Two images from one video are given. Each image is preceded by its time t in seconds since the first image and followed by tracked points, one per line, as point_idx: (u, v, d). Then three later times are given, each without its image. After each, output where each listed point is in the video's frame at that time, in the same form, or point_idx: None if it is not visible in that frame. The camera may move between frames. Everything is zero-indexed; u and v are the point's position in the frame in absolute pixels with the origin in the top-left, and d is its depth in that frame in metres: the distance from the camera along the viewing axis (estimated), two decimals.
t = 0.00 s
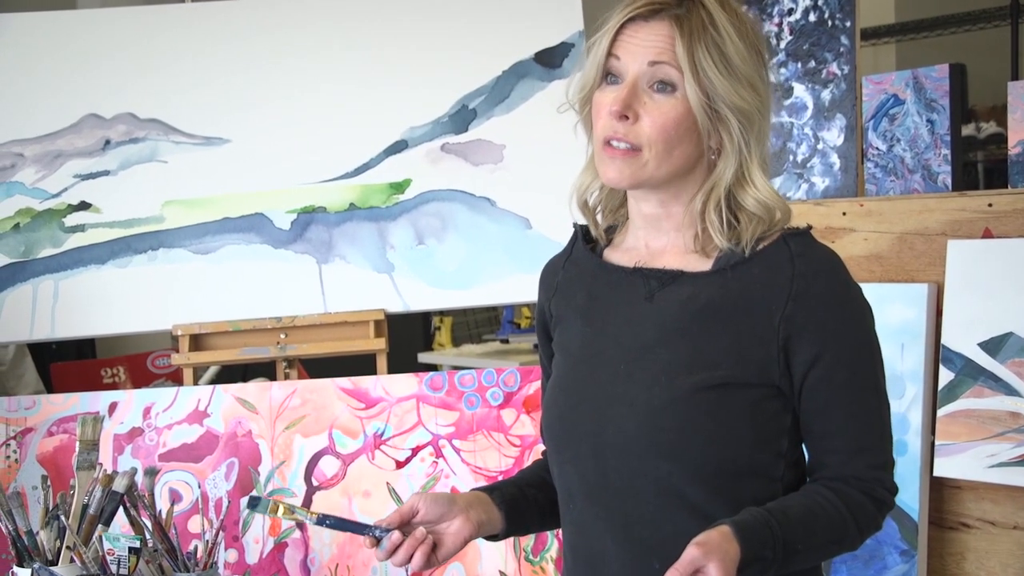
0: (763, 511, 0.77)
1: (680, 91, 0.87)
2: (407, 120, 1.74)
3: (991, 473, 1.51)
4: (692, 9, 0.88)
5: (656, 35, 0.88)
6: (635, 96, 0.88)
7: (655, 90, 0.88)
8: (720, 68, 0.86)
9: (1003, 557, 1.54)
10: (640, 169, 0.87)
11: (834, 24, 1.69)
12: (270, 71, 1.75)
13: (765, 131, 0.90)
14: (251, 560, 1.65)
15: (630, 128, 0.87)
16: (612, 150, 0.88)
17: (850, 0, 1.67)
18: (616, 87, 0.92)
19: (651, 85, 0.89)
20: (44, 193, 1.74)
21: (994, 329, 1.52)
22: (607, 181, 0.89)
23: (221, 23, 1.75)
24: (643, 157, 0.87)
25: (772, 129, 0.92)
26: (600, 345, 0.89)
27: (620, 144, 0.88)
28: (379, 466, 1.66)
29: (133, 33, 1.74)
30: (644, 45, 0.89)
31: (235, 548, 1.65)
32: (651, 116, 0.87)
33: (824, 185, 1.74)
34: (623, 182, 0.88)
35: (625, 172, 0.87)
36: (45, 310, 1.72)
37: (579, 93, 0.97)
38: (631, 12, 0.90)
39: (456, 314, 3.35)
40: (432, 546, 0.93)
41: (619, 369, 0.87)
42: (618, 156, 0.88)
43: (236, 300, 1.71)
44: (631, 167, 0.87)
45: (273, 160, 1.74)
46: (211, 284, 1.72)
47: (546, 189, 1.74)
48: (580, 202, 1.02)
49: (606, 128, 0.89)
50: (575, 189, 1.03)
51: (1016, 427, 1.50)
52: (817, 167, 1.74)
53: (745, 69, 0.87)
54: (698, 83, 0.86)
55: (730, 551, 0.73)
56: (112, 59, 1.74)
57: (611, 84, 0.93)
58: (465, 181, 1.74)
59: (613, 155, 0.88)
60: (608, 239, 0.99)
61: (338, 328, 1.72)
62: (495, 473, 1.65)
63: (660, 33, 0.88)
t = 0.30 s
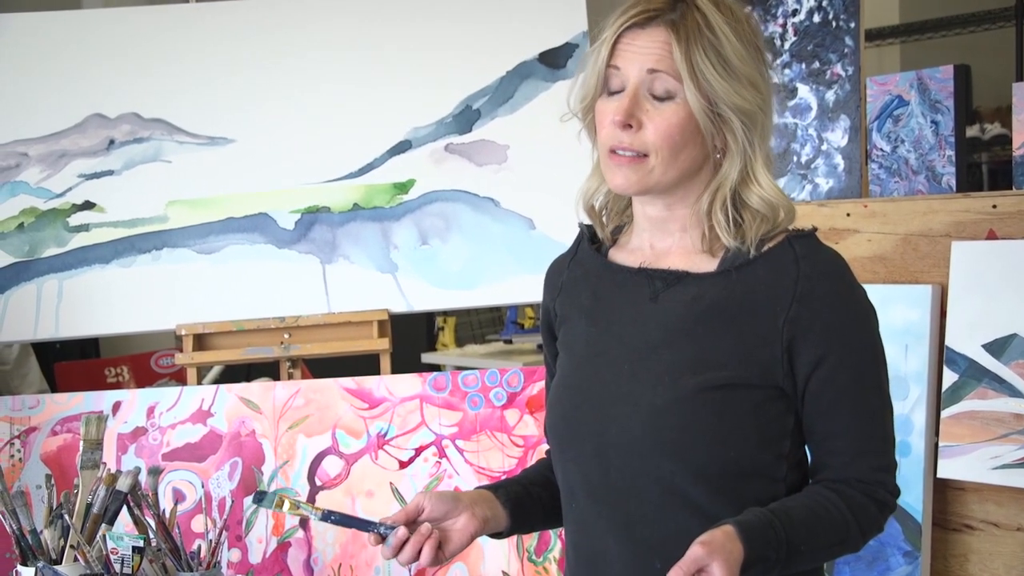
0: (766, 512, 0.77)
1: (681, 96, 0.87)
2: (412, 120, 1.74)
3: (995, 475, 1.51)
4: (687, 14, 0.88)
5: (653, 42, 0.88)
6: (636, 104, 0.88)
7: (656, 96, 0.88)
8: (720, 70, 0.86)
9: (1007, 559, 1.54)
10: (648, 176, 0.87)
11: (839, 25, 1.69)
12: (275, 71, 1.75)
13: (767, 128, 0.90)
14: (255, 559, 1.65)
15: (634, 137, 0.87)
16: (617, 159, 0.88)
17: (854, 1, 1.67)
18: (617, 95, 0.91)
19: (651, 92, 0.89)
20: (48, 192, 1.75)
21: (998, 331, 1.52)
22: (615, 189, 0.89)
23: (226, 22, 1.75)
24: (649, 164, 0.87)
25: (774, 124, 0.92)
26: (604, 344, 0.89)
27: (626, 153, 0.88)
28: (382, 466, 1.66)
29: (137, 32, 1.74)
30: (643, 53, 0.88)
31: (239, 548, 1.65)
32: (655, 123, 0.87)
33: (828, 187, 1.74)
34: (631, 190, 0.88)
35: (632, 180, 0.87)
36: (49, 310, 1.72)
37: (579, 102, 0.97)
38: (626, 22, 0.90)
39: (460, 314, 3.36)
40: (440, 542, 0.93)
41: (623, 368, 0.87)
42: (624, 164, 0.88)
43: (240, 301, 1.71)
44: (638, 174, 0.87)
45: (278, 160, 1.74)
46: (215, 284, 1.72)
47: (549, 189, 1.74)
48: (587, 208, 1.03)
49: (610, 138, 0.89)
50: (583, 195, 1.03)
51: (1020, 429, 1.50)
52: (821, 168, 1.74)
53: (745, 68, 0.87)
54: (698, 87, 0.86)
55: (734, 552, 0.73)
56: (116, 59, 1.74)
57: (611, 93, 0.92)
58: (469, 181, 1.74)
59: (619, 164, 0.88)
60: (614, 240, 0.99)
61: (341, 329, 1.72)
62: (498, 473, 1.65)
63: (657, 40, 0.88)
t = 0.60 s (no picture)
0: (774, 512, 0.77)
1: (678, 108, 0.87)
2: (414, 120, 1.74)
3: (999, 476, 1.50)
4: (672, 24, 0.87)
5: (643, 56, 0.88)
6: (635, 120, 0.88)
7: (653, 110, 0.88)
8: (711, 76, 0.86)
9: (1010, 559, 1.54)
10: (657, 190, 0.87)
11: (843, 25, 1.69)
12: (278, 70, 1.75)
13: (768, 123, 0.90)
14: (258, 559, 1.65)
15: (638, 153, 0.87)
16: (626, 177, 0.89)
17: (858, 1, 1.67)
18: (615, 112, 0.91)
19: (648, 107, 0.88)
20: (52, 192, 1.75)
21: (1002, 331, 1.51)
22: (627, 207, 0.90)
23: (228, 22, 1.75)
24: (656, 178, 0.87)
25: (775, 117, 0.92)
26: (611, 344, 0.89)
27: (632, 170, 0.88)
28: (385, 465, 1.66)
29: (140, 32, 1.74)
30: (634, 69, 0.88)
31: (242, 547, 1.65)
32: (655, 137, 0.87)
33: (832, 187, 1.74)
34: (643, 206, 0.88)
35: (643, 197, 0.88)
36: (53, 309, 1.72)
37: (580, 120, 0.97)
38: (613, 40, 0.89)
39: (463, 314, 3.36)
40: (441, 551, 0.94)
41: (630, 367, 0.87)
42: (633, 182, 0.88)
43: (244, 301, 1.71)
44: (647, 189, 0.88)
45: (281, 159, 1.74)
46: (218, 284, 1.72)
47: (553, 189, 1.74)
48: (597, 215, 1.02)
49: (615, 156, 0.89)
50: (593, 203, 1.03)
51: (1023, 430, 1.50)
52: (825, 168, 1.75)
53: (737, 70, 0.86)
54: (693, 98, 0.86)
55: (743, 552, 0.73)
56: (119, 58, 1.74)
57: (609, 109, 0.92)
58: (472, 182, 1.74)
59: (628, 183, 0.89)
60: (623, 239, 0.99)
61: (344, 328, 1.72)
62: (501, 473, 1.65)
63: (646, 54, 0.88)
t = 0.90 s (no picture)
0: (796, 514, 0.77)
1: (677, 107, 0.87)
2: (417, 120, 1.74)
3: (1000, 475, 1.50)
4: (666, 22, 0.87)
5: (639, 56, 0.87)
6: (636, 122, 0.87)
7: (654, 110, 0.88)
8: (708, 73, 0.86)
9: (1011, 559, 1.54)
10: (664, 191, 0.88)
11: (845, 25, 1.69)
12: (279, 69, 1.75)
13: (767, 116, 0.90)
14: (259, 558, 1.65)
15: (641, 155, 0.87)
16: (632, 181, 0.89)
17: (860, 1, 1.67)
18: (616, 114, 0.91)
19: (648, 107, 0.88)
20: (54, 191, 1.75)
21: (1004, 331, 1.51)
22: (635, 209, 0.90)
23: (230, 21, 1.75)
24: (662, 178, 0.87)
25: (774, 110, 0.92)
26: (621, 344, 0.89)
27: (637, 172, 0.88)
28: (387, 465, 1.66)
29: (142, 30, 1.74)
30: (631, 70, 0.88)
31: (243, 546, 1.65)
32: (657, 138, 0.87)
33: (834, 186, 1.74)
34: (651, 209, 0.89)
35: (650, 200, 0.88)
36: (55, 308, 1.72)
37: (582, 124, 0.97)
38: (609, 41, 0.89)
39: (464, 314, 3.36)
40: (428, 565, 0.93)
41: (640, 368, 0.87)
42: (639, 185, 0.89)
43: (246, 300, 1.71)
44: (653, 191, 0.88)
45: (282, 159, 1.74)
46: (219, 283, 1.72)
47: (554, 189, 1.74)
48: (602, 214, 1.02)
49: (619, 159, 0.89)
50: (598, 207, 1.02)
51: None
52: (827, 168, 1.75)
53: (734, 64, 0.87)
54: (691, 95, 0.86)
55: (769, 557, 0.73)
56: (121, 57, 1.74)
57: (610, 112, 0.92)
58: (474, 181, 1.74)
59: (634, 186, 0.89)
60: (630, 239, 0.98)
61: (346, 327, 1.72)
62: (503, 472, 1.65)
63: (642, 55, 0.87)
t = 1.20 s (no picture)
0: (819, 518, 0.77)
1: (690, 99, 0.87)
2: (419, 118, 1.74)
3: (1002, 474, 1.50)
4: (678, 14, 0.87)
5: (651, 49, 0.88)
6: (650, 115, 0.88)
7: (667, 102, 0.88)
8: (720, 64, 0.86)
9: (1013, 557, 1.54)
10: (678, 184, 0.87)
11: (846, 24, 1.68)
12: (280, 68, 1.75)
13: (781, 110, 0.90)
14: (260, 557, 1.65)
15: (655, 148, 0.87)
16: (645, 175, 0.89)
17: None
18: (630, 109, 0.91)
19: (661, 99, 0.88)
20: (55, 190, 1.75)
21: (1005, 330, 1.51)
22: (650, 203, 0.89)
23: (231, 20, 1.75)
24: (676, 171, 0.87)
25: (788, 105, 0.91)
26: (641, 347, 0.88)
27: (651, 165, 0.88)
28: (388, 463, 1.66)
29: (143, 30, 1.74)
30: (644, 63, 0.88)
31: (245, 545, 1.66)
32: (671, 131, 0.87)
33: (836, 185, 1.74)
34: (665, 201, 0.88)
35: (664, 192, 0.88)
36: (56, 307, 1.72)
37: (594, 125, 0.97)
38: (621, 34, 0.89)
39: (466, 313, 3.36)
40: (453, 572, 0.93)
41: (662, 371, 0.86)
42: (653, 177, 0.88)
43: (246, 299, 1.71)
44: (668, 183, 0.87)
45: (283, 158, 1.74)
46: (220, 282, 1.72)
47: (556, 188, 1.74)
48: (610, 218, 1.01)
49: (634, 153, 0.89)
50: (607, 213, 1.02)
51: None
52: (828, 166, 1.74)
53: (746, 56, 0.86)
54: (703, 86, 0.86)
55: (794, 562, 0.74)
56: (122, 57, 1.74)
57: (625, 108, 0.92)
58: (476, 180, 1.74)
59: (648, 178, 0.88)
60: (642, 241, 0.98)
61: (347, 326, 1.72)
62: (504, 471, 1.65)
63: (654, 47, 0.88)
